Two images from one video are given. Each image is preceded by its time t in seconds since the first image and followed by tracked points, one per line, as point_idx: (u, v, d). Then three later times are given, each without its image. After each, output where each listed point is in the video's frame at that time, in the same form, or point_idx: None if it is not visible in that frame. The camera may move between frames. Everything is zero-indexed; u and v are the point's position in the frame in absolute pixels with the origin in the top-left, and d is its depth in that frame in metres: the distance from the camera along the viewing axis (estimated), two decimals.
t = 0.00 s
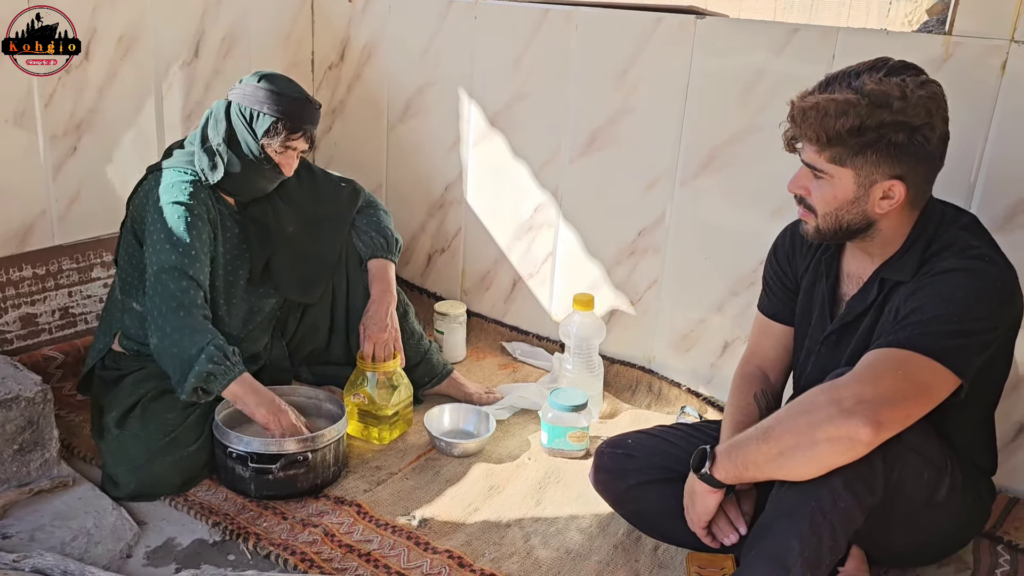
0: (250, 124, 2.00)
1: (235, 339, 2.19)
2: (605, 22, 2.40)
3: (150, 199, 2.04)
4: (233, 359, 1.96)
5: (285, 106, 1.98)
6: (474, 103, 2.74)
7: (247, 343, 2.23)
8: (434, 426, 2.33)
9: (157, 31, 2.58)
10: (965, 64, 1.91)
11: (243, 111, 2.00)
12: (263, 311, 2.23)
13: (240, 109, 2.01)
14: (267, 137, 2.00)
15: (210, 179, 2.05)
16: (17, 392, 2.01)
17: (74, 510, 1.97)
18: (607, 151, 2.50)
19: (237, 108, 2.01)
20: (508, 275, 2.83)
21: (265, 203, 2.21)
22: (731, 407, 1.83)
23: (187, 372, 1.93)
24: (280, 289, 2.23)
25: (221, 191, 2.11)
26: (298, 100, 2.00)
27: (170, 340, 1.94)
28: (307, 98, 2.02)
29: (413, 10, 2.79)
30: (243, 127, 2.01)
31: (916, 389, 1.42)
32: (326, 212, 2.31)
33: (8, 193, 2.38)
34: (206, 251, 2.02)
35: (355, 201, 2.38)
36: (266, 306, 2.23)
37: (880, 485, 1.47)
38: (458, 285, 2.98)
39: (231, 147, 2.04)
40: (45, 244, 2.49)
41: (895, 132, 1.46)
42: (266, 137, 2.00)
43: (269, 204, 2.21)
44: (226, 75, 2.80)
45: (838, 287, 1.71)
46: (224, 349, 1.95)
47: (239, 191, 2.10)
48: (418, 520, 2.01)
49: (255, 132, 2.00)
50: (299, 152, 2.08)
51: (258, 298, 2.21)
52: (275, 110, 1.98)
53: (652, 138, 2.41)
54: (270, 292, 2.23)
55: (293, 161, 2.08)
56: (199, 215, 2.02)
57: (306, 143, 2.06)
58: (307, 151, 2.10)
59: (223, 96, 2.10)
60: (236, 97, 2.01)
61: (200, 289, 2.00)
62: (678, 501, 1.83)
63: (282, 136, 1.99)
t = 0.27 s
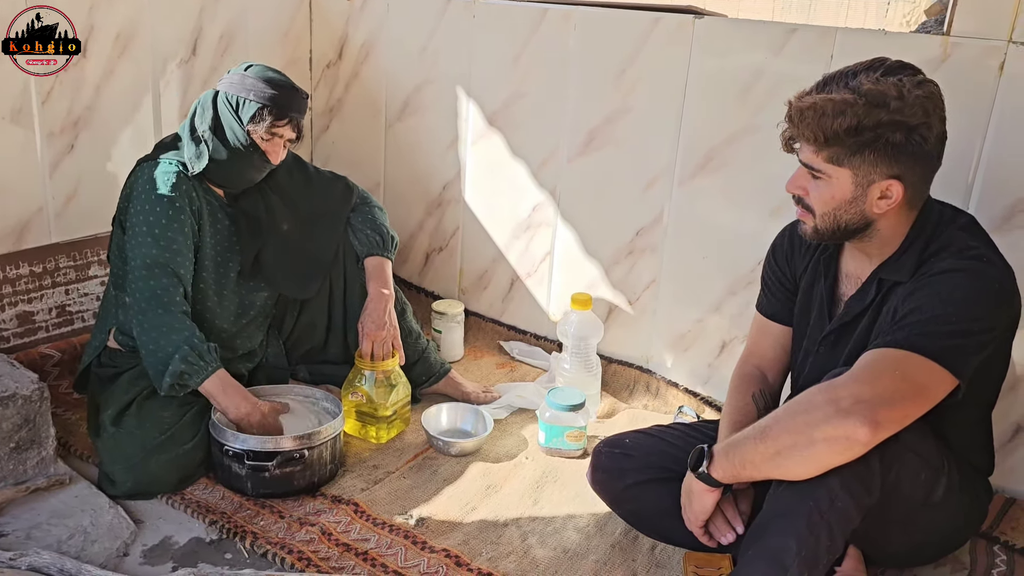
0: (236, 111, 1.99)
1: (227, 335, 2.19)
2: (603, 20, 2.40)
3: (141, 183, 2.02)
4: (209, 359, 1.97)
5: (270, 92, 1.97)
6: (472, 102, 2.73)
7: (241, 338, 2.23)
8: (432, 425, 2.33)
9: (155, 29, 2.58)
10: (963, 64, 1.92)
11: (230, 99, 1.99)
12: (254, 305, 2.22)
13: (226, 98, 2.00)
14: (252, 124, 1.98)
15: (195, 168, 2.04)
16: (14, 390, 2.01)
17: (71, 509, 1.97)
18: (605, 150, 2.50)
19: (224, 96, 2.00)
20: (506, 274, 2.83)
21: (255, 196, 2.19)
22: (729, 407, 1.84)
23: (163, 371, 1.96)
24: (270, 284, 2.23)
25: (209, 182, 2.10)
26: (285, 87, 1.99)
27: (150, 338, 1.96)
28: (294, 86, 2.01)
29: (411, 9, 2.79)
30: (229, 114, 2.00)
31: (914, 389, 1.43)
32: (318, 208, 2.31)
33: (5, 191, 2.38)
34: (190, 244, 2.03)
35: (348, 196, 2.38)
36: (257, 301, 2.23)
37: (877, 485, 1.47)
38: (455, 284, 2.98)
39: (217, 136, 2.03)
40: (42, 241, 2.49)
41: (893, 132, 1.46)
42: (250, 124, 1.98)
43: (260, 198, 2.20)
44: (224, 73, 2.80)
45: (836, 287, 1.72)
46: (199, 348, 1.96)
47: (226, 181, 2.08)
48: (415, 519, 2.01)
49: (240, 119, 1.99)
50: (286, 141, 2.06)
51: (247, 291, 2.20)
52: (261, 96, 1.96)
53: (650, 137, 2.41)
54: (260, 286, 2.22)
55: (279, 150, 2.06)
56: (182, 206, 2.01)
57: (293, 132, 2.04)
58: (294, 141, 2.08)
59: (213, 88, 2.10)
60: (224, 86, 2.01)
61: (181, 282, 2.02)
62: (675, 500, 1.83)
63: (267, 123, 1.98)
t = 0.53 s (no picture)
0: (227, 107, 2.00)
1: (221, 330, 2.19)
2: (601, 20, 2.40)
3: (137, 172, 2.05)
4: (204, 336, 1.98)
5: (261, 87, 1.97)
6: (471, 101, 2.73)
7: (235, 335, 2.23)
8: (430, 424, 2.33)
9: (154, 28, 2.57)
10: (961, 65, 1.92)
11: (220, 95, 1.99)
12: (248, 300, 2.21)
13: (217, 93, 2.00)
14: (243, 119, 1.99)
15: (188, 164, 2.05)
16: (11, 389, 2.01)
17: (68, 508, 1.97)
18: (603, 149, 2.50)
19: (214, 92, 2.01)
20: (505, 274, 2.83)
21: (247, 191, 2.19)
22: (727, 407, 1.84)
23: (163, 354, 1.96)
24: (262, 279, 2.22)
25: (201, 177, 2.10)
26: (275, 82, 2.00)
27: (143, 327, 1.97)
28: (283, 79, 2.02)
29: (410, 9, 2.79)
30: (219, 110, 2.00)
31: (911, 389, 1.43)
32: (312, 205, 2.31)
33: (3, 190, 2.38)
34: (178, 238, 2.04)
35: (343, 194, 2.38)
36: (250, 296, 2.21)
37: (874, 485, 1.47)
38: (454, 283, 2.98)
39: (207, 131, 2.03)
40: (40, 240, 2.49)
41: (890, 132, 1.46)
42: (241, 119, 1.99)
43: (252, 193, 2.20)
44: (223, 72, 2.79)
45: (834, 288, 1.72)
46: (192, 328, 1.96)
47: (218, 177, 2.09)
48: (413, 518, 2.01)
49: (231, 114, 1.99)
50: (278, 136, 2.07)
51: (241, 287, 2.19)
52: (251, 91, 1.97)
53: (648, 136, 2.41)
54: (253, 282, 2.21)
55: (271, 144, 2.07)
56: (173, 201, 2.03)
57: (284, 126, 2.05)
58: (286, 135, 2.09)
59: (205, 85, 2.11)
60: (215, 82, 2.02)
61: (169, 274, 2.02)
62: (672, 500, 1.83)
63: (258, 117, 1.98)
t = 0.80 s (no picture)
0: (242, 117, 2.00)
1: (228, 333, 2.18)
2: (601, 20, 2.40)
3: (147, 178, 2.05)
4: (231, 335, 1.95)
5: (277, 100, 1.97)
6: (471, 101, 2.73)
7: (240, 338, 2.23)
8: (429, 423, 2.33)
9: (153, 26, 2.57)
10: (960, 65, 1.92)
11: (236, 104, 1.99)
12: (256, 305, 2.22)
13: (233, 102, 2.00)
14: (258, 131, 1.99)
15: (205, 170, 2.06)
16: (10, 387, 2.01)
17: (67, 506, 1.97)
18: (603, 149, 2.50)
19: (230, 101, 2.01)
20: (504, 272, 2.83)
21: (257, 198, 2.20)
22: (726, 406, 1.84)
23: (185, 349, 1.92)
24: (272, 284, 2.23)
25: (215, 183, 2.11)
26: (291, 94, 2.00)
27: (157, 325, 1.93)
28: (299, 92, 2.02)
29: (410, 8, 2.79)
30: (235, 120, 2.01)
31: (909, 388, 1.43)
32: (319, 209, 2.32)
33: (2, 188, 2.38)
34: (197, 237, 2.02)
35: (348, 197, 2.39)
36: (259, 300, 2.22)
37: (873, 484, 1.47)
38: (453, 282, 2.98)
39: (224, 138, 2.04)
40: (39, 238, 2.49)
41: (884, 130, 1.46)
42: (257, 131, 1.99)
43: (261, 199, 2.21)
44: (222, 71, 2.79)
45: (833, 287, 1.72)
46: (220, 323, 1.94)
47: (232, 184, 2.11)
48: (412, 517, 2.01)
49: (247, 125, 2.00)
50: (291, 147, 2.08)
51: (250, 292, 2.20)
52: (267, 104, 1.97)
53: (648, 135, 2.41)
54: (263, 287, 2.23)
55: (285, 154, 2.08)
56: (190, 201, 2.02)
57: (298, 138, 2.06)
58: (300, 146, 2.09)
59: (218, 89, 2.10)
60: (230, 89, 2.01)
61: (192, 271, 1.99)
62: (670, 498, 1.83)
63: (274, 131, 1.99)
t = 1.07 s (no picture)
0: (248, 120, 2.01)
1: (226, 335, 2.16)
2: (600, 19, 2.40)
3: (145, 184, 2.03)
4: (206, 355, 1.94)
5: (285, 104, 1.99)
6: (470, 100, 2.73)
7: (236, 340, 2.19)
8: (428, 423, 2.33)
9: (152, 25, 2.57)
10: (959, 65, 1.92)
11: (242, 106, 2.01)
12: (260, 305, 2.22)
13: (239, 104, 2.02)
14: (265, 134, 2.01)
15: (207, 172, 2.06)
16: (9, 386, 2.00)
17: (66, 505, 1.97)
18: (602, 149, 2.50)
19: (237, 103, 2.02)
20: (503, 272, 2.83)
21: (262, 199, 2.20)
22: (725, 406, 1.84)
23: (159, 362, 1.92)
24: (277, 284, 2.24)
25: (218, 183, 2.11)
26: (299, 98, 2.01)
27: (147, 330, 1.93)
28: (307, 96, 2.04)
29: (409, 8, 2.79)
30: (241, 122, 2.02)
31: (908, 387, 1.43)
32: (323, 209, 2.32)
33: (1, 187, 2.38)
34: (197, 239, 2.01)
35: (351, 197, 2.38)
36: (263, 300, 2.23)
37: (871, 484, 1.48)
38: (452, 281, 2.98)
39: (230, 139, 2.05)
40: (37, 237, 2.48)
41: (882, 128, 1.46)
42: (264, 133, 2.01)
43: (266, 200, 2.21)
44: (221, 70, 2.79)
45: (832, 287, 1.72)
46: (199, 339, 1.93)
47: (236, 185, 2.11)
48: (411, 516, 2.01)
49: (254, 127, 2.01)
50: (296, 150, 2.09)
51: (254, 292, 2.21)
52: (275, 107, 1.98)
53: (647, 135, 2.41)
54: (268, 287, 2.23)
55: (290, 157, 2.09)
56: (190, 202, 2.01)
57: (303, 142, 2.07)
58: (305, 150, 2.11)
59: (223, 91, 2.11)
60: (236, 92, 2.02)
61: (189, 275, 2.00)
62: (669, 497, 1.84)
63: (281, 134, 2.00)
